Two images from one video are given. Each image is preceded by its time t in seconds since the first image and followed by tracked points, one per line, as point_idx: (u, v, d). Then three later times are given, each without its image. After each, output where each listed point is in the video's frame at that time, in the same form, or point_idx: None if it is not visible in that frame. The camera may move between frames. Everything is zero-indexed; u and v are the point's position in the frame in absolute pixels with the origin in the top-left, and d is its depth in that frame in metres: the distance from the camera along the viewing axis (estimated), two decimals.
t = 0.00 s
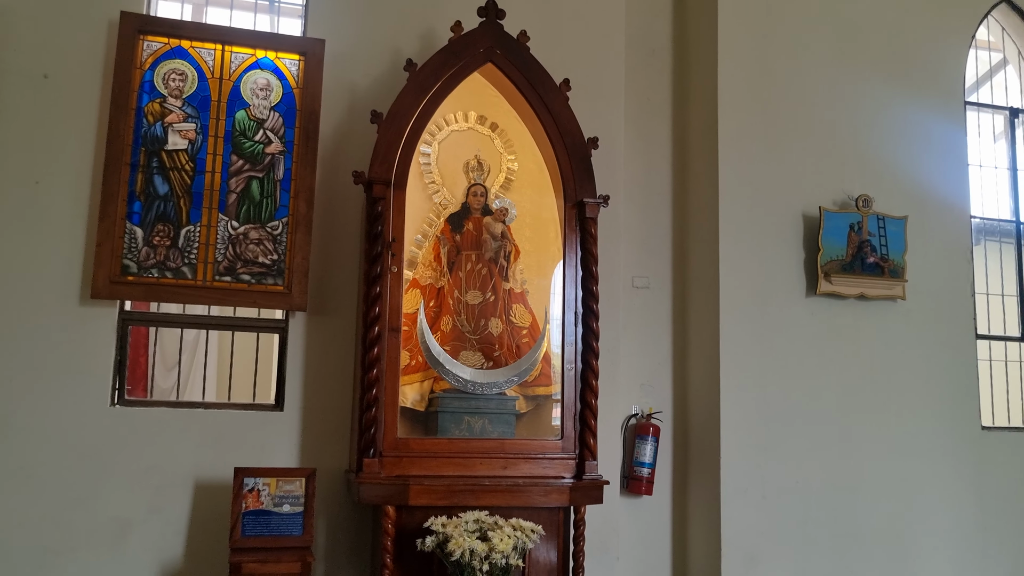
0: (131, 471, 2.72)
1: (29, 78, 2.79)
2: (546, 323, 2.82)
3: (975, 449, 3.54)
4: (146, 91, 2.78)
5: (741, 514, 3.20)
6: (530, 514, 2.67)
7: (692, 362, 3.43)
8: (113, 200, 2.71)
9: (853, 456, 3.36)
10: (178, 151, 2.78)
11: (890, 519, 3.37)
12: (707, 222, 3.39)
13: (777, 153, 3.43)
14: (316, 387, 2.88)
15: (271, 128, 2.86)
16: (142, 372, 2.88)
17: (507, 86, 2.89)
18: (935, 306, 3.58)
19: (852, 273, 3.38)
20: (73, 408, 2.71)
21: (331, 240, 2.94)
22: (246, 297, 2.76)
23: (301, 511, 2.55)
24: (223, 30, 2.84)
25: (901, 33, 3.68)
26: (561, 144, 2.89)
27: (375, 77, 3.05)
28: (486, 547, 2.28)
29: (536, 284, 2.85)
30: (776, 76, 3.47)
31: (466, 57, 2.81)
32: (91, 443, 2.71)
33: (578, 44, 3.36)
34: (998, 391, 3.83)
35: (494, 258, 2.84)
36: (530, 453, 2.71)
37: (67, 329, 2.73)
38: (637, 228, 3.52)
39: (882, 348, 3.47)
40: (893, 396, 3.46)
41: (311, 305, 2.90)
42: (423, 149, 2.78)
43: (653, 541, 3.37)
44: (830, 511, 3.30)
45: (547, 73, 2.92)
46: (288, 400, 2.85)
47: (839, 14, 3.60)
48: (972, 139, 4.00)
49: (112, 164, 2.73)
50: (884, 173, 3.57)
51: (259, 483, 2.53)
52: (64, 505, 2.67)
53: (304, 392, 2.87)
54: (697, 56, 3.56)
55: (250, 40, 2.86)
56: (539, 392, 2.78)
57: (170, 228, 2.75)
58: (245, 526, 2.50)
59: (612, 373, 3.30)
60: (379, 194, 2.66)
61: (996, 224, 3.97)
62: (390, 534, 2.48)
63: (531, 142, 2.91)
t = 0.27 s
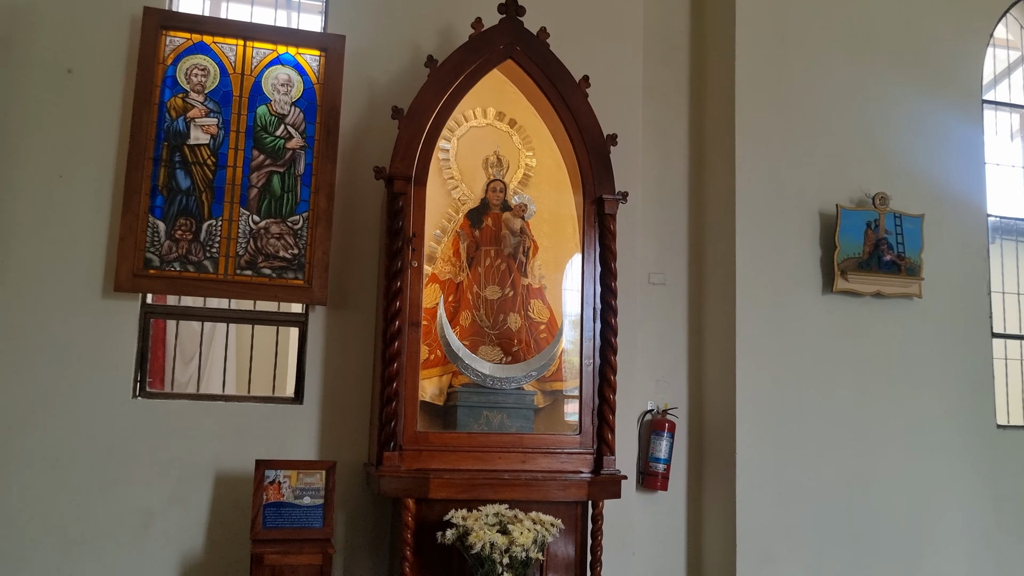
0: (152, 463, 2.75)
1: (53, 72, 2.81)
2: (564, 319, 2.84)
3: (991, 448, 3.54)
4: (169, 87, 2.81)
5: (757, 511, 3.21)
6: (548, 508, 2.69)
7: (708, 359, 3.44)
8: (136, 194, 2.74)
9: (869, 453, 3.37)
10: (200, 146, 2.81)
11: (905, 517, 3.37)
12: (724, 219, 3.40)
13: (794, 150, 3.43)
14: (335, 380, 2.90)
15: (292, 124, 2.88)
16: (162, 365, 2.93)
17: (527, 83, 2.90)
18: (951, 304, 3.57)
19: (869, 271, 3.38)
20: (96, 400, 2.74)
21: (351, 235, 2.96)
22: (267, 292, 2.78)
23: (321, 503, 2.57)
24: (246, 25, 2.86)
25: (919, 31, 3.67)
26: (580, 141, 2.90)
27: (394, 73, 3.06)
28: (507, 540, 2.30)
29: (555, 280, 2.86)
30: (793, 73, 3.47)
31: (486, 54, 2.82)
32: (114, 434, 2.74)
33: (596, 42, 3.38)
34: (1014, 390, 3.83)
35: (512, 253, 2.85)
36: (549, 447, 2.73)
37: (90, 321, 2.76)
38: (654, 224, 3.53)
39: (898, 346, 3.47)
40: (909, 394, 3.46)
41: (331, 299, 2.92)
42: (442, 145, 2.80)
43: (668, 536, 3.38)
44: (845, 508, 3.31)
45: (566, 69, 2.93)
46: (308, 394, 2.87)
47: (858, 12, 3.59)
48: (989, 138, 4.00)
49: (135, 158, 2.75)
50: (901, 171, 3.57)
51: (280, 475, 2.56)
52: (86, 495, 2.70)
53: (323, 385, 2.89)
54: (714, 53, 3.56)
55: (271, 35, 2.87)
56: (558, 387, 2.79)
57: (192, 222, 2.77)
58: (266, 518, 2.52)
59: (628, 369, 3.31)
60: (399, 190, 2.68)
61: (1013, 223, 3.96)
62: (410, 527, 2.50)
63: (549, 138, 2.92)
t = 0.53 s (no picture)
0: (170, 461, 2.76)
1: (71, 71, 2.82)
2: (581, 318, 2.85)
3: (1004, 447, 3.53)
4: (187, 85, 2.81)
5: (771, 509, 3.22)
6: (566, 506, 2.69)
7: (722, 358, 3.44)
8: (154, 192, 2.74)
9: (883, 452, 3.37)
10: (217, 145, 2.81)
11: (919, 515, 3.37)
12: (738, 218, 3.40)
13: (808, 149, 3.43)
14: (352, 378, 2.90)
15: (308, 122, 2.89)
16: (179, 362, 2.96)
17: (543, 82, 2.91)
18: (964, 304, 3.57)
19: (883, 270, 3.38)
20: (114, 398, 2.75)
21: (368, 234, 2.96)
22: (285, 290, 2.79)
23: (340, 501, 2.58)
24: (263, 25, 2.86)
25: (932, 30, 3.67)
26: (597, 140, 2.90)
27: (410, 72, 3.06)
28: (527, 538, 2.33)
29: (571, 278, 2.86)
30: (807, 72, 3.47)
31: (503, 53, 2.83)
32: (132, 432, 2.74)
33: (609, 41, 3.38)
34: None
35: (529, 252, 2.86)
36: (566, 446, 2.73)
37: (108, 319, 2.77)
38: (667, 223, 3.53)
39: (912, 345, 3.47)
40: (922, 393, 3.46)
41: (348, 298, 2.92)
42: (459, 145, 2.80)
43: (682, 535, 3.39)
44: (859, 507, 3.31)
45: (583, 68, 2.93)
46: (325, 392, 2.88)
47: (871, 11, 3.59)
48: (1002, 138, 4.00)
49: (154, 156, 2.76)
50: (914, 170, 3.57)
51: (299, 473, 2.57)
52: (105, 493, 2.71)
53: (340, 384, 2.89)
54: (727, 52, 3.56)
55: (288, 34, 2.88)
56: (575, 385, 2.80)
57: (210, 220, 2.78)
58: (286, 516, 2.52)
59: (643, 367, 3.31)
60: (417, 189, 2.68)
61: None
62: (429, 525, 2.51)
63: (566, 137, 2.92)
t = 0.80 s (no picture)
0: (185, 459, 2.76)
1: (84, 71, 2.83)
2: (594, 316, 2.85)
3: (1016, 445, 3.53)
4: (201, 85, 2.82)
5: (783, 507, 3.22)
6: (580, 504, 2.70)
7: (733, 356, 3.44)
8: (169, 191, 2.75)
9: (894, 450, 3.37)
10: (231, 144, 2.82)
11: (931, 513, 3.37)
12: (749, 216, 3.40)
13: (820, 147, 3.43)
14: (365, 377, 2.91)
15: (321, 121, 2.89)
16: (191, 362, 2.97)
17: (555, 81, 2.91)
18: (976, 302, 3.57)
19: (894, 268, 3.38)
20: (128, 397, 2.75)
21: (381, 233, 2.96)
22: (298, 289, 2.79)
23: (355, 500, 2.58)
24: (276, 24, 2.87)
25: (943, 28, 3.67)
26: (610, 138, 2.91)
27: (422, 71, 3.07)
28: (543, 536, 2.33)
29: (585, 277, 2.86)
30: (818, 70, 3.47)
31: (517, 51, 2.83)
32: (146, 431, 2.75)
33: (620, 40, 3.39)
34: None
35: (542, 251, 2.86)
36: (579, 444, 2.74)
37: (122, 319, 2.77)
38: (677, 222, 3.53)
39: (923, 343, 3.47)
40: (934, 391, 3.46)
41: (361, 297, 2.93)
42: (472, 144, 2.80)
43: (693, 533, 3.39)
44: (871, 505, 3.31)
45: (595, 67, 2.93)
46: (338, 390, 2.88)
47: (882, 8, 3.59)
48: (1013, 136, 4.01)
49: (168, 156, 2.76)
50: (925, 168, 3.57)
51: (314, 472, 2.58)
52: (119, 491, 2.72)
53: (353, 382, 2.90)
54: (737, 51, 3.56)
55: (301, 34, 2.89)
56: (588, 384, 2.80)
57: (223, 219, 2.79)
58: (301, 514, 2.54)
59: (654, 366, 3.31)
60: (431, 187, 2.69)
61: None
62: (445, 523, 2.52)
63: (578, 136, 2.93)
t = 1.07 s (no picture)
0: (196, 460, 2.77)
1: (90, 74, 2.83)
2: (602, 312, 2.85)
3: None
4: (206, 87, 2.83)
5: (792, 501, 3.22)
6: (591, 500, 2.71)
7: (740, 351, 3.45)
8: (176, 193, 2.76)
9: (903, 443, 3.37)
10: (237, 145, 2.83)
11: (940, 505, 3.38)
12: (755, 210, 3.40)
13: (825, 141, 3.43)
14: (374, 376, 2.91)
15: (327, 121, 2.90)
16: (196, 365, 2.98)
17: (560, 77, 2.91)
18: (982, 293, 3.57)
19: (900, 260, 3.38)
20: (138, 399, 2.76)
21: (388, 232, 2.97)
22: (306, 289, 2.80)
23: (366, 498, 2.59)
24: (280, 25, 2.88)
25: (946, 20, 3.67)
26: (616, 134, 2.91)
27: (426, 70, 3.07)
28: (555, 532, 2.34)
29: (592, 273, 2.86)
30: (822, 63, 3.47)
31: (522, 49, 2.83)
32: (157, 432, 2.76)
33: (624, 36, 3.39)
34: None
35: (549, 248, 2.86)
36: (589, 440, 2.74)
37: (131, 321, 2.78)
38: (683, 217, 3.53)
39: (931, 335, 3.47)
40: (942, 383, 3.46)
41: (368, 296, 2.93)
42: (477, 141, 2.80)
43: (703, 528, 3.40)
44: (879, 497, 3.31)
45: (600, 63, 2.93)
46: (347, 390, 2.89)
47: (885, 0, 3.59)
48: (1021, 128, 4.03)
49: (175, 158, 2.77)
50: (930, 161, 3.57)
51: (325, 471, 2.59)
52: (131, 493, 2.73)
53: (362, 381, 2.90)
54: (741, 45, 3.56)
55: (306, 34, 2.89)
56: (597, 380, 2.80)
57: (231, 220, 2.80)
58: (313, 514, 2.54)
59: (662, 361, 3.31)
60: (438, 186, 2.69)
61: None
62: (456, 521, 2.52)
63: (583, 133, 2.93)
